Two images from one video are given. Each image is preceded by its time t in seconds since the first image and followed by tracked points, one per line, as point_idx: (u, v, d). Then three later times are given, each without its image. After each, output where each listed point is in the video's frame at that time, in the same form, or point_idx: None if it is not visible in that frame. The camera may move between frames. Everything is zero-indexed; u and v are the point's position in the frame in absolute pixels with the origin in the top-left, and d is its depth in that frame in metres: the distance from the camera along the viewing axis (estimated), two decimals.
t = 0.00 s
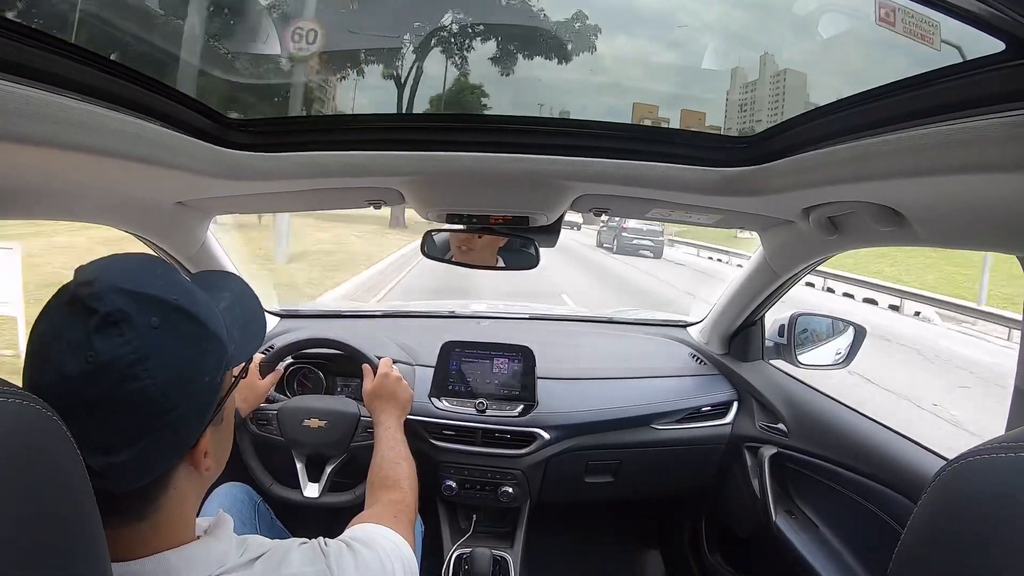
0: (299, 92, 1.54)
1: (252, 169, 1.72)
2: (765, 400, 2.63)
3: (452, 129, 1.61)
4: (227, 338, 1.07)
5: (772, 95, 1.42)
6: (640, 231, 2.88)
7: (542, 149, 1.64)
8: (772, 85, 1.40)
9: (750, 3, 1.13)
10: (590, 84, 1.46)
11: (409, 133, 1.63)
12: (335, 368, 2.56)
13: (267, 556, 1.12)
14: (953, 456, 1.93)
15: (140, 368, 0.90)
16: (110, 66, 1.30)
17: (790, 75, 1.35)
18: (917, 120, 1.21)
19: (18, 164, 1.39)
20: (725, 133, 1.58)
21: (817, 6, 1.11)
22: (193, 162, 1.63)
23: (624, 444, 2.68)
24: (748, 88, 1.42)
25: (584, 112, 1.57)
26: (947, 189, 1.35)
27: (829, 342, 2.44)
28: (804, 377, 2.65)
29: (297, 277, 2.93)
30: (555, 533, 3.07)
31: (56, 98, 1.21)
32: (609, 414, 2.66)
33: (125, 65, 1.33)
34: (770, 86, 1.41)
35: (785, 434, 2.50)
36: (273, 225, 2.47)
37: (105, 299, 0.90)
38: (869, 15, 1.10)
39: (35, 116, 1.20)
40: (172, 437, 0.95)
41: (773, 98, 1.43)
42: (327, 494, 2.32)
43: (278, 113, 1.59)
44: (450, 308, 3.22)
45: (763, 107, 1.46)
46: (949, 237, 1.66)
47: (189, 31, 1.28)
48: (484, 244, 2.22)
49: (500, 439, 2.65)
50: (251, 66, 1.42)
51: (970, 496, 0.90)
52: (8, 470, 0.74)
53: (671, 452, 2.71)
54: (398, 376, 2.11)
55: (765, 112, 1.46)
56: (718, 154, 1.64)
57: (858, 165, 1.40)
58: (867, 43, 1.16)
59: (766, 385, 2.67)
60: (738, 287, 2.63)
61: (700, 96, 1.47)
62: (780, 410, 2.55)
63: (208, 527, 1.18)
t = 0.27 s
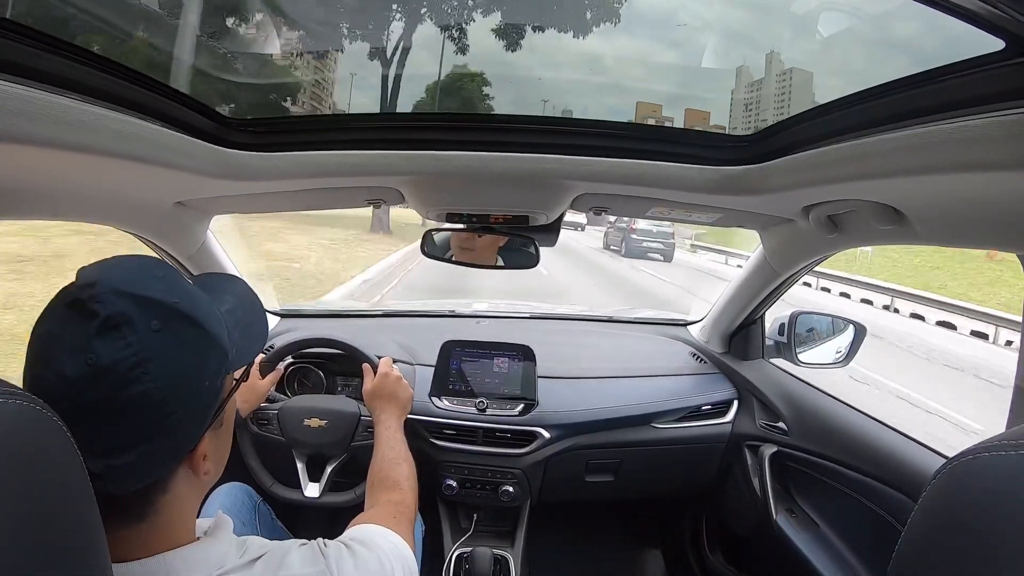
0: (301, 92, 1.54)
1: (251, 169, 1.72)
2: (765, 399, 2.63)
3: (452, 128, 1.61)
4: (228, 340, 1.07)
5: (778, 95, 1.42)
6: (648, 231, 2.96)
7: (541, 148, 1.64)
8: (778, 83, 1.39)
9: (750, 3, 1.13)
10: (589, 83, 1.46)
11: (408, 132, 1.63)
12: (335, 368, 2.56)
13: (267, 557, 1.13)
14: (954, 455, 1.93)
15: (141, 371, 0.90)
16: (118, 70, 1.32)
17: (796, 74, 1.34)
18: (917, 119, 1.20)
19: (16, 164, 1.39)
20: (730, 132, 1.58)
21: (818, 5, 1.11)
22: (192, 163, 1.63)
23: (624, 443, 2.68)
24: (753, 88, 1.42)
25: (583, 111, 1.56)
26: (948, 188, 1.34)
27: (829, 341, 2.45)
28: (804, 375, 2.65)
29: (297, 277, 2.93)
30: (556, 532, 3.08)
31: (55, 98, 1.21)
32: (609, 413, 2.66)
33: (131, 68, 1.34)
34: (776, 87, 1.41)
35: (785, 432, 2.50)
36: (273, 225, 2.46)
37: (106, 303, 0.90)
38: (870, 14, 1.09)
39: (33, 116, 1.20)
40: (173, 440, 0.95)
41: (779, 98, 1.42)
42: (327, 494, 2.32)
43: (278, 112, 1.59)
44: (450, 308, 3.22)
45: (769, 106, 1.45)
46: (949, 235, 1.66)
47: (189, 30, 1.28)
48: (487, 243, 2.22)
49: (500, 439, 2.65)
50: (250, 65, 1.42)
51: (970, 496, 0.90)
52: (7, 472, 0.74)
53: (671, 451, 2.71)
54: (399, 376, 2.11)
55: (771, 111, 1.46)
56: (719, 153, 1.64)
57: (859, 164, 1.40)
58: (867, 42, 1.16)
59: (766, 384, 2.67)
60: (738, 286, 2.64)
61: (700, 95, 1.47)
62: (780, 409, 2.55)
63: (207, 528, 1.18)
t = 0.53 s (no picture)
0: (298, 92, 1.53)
1: (251, 168, 1.71)
2: (765, 398, 2.62)
3: (452, 126, 1.60)
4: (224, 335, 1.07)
5: (784, 95, 1.41)
6: (657, 232, 3.06)
7: (541, 147, 1.63)
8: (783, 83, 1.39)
9: (751, 2, 1.13)
10: (590, 83, 1.45)
11: (407, 131, 1.63)
12: (335, 366, 2.56)
13: (266, 554, 1.13)
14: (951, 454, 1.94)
15: (137, 365, 0.90)
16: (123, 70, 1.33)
17: (802, 74, 1.34)
18: (918, 118, 1.20)
19: (16, 162, 1.38)
20: (734, 132, 1.58)
21: (818, 5, 1.11)
22: (192, 161, 1.63)
23: (623, 442, 2.68)
24: (758, 87, 1.41)
25: (584, 110, 1.56)
26: (947, 188, 1.35)
27: (829, 340, 2.46)
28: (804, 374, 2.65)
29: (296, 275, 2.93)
30: (554, 530, 3.08)
31: (54, 95, 1.21)
32: (608, 412, 2.66)
33: (133, 67, 1.35)
34: (781, 87, 1.40)
35: (783, 431, 2.50)
36: (272, 223, 2.46)
37: (103, 297, 0.90)
38: (870, 15, 1.09)
39: (32, 114, 1.19)
40: (170, 434, 0.95)
41: (785, 97, 1.41)
42: (326, 492, 2.31)
43: (278, 111, 1.59)
44: (450, 306, 3.22)
45: (774, 105, 1.45)
46: (949, 235, 1.66)
47: (188, 30, 1.27)
48: (483, 242, 2.22)
49: (499, 437, 2.65)
50: (250, 64, 1.42)
51: (968, 497, 0.91)
52: (6, 469, 0.74)
53: (670, 450, 2.71)
54: (398, 376, 2.12)
55: (776, 110, 1.45)
56: (720, 152, 1.64)
57: (859, 163, 1.40)
58: (867, 43, 1.16)
59: (764, 383, 2.67)
60: (737, 286, 2.64)
61: (701, 94, 1.47)
62: (778, 407, 2.55)
63: (206, 526, 1.18)
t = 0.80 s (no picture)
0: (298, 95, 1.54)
1: (251, 169, 1.72)
2: (764, 399, 2.63)
3: (452, 127, 1.60)
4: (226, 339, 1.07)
5: (789, 94, 1.40)
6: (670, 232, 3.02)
7: (541, 148, 1.64)
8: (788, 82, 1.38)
9: (751, 3, 1.13)
10: (590, 83, 1.46)
11: (407, 132, 1.63)
12: (334, 368, 2.55)
13: (266, 558, 1.13)
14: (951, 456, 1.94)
15: (139, 370, 0.90)
16: (116, 68, 1.32)
17: (807, 72, 1.33)
18: (917, 120, 1.21)
19: (15, 162, 1.38)
20: (733, 132, 1.58)
21: (818, 6, 1.11)
22: (192, 162, 1.63)
23: (623, 443, 2.68)
24: (764, 86, 1.41)
25: (583, 111, 1.56)
26: (947, 189, 1.35)
27: (828, 341, 2.45)
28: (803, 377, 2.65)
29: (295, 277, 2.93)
30: (554, 532, 3.07)
31: (53, 96, 1.21)
32: (607, 413, 2.66)
33: (131, 67, 1.35)
34: (787, 86, 1.40)
35: (783, 433, 2.50)
36: (272, 225, 2.46)
37: (104, 301, 0.90)
38: (870, 16, 1.10)
39: (32, 114, 1.19)
40: (171, 439, 0.94)
41: (790, 97, 1.40)
42: (324, 494, 2.31)
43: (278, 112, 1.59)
44: (449, 308, 3.22)
45: (780, 104, 1.43)
46: (948, 236, 1.66)
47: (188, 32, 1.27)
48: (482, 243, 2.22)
49: (499, 439, 2.64)
50: (250, 65, 1.42)
51: (969, 498, 0.90)
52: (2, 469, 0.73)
53: (670, 451, 2.71)
54: (400, 382, 2.11)
55: (782, 110, 1.44)
56: (722, 152, 1.63)
57: (859, 164, 1.39)
58: (866, 44, 1.17)
59: (764, 385, 2.67)
60: (737, 287, 2.64)
61: (701, 95, 1.47)
62: (778, 409, 2.55)
63: (206, 528, 1.18)
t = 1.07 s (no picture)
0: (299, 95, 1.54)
1: (252, 168, 1.72)
2: (764, 400, 2.63)
3: (453, 127, 1.60)
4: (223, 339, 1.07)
5: (795, 92, 1.37)
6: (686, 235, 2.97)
7: (541, 148, 1.64)
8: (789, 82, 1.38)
9: (752, 3, 1.13)
10: (590, 83, 1.45)
11: (407, 132, 1.63)
12: (335, 368, 2.56)
13: (265, 558, 1.13)
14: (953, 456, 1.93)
15: (128, 368, 0.90)
16: (114, 67, 1.31)
17: (813, 70, 1.31)
18: (918, 120, 1.20)
19: (17, 163, 1.38)
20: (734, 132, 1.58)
21: (819, 6, 1.11)
22: (192, 162, 1.63)
23: (623, 443, 2.68)
24: (768, 85, 1.39)
25: (584, 111, 1.56)
26: (948, 189, 1.35)
27: (828, 341, 2.45)
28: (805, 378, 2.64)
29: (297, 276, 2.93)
30: (555, 532, 3.07)
31: (54, 97, 1.21)
32: (608, 414, 2.66)
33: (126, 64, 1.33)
34: (793, 85, 1.37)
35: (783, 433, 2.50)
36: (273, 225, 2.46)
37: (95, 300, 0.91)
38: (870, 16, 1.10)
39: (32, 115, 1.19)
40: (163, 439, 0.94)
41: (796, 94, 1.38)
42: (324, 494, 2.31)
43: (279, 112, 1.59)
44: (450, 308, 3.22)
45: (785, 102, 1.41)
46: (948, 237, 1.66)
47: (189, 35, 1.27)
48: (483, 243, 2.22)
49: (499, 439, 2.64)
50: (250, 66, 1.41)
51: (968, 499, 0.90)
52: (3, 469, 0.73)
53: (671, 451, 2.71)
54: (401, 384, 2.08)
55: (788, 108, 1.42)
56: (723, 153, 1.64)
57: (860, 164, 1.39)
58: (867, 44, 1.17)
59: (765, 385, 2.67)
60: (738, 286, 2.63)
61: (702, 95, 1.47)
62: (778, 409, 2.55)
63: (205, 528, 1.19)
